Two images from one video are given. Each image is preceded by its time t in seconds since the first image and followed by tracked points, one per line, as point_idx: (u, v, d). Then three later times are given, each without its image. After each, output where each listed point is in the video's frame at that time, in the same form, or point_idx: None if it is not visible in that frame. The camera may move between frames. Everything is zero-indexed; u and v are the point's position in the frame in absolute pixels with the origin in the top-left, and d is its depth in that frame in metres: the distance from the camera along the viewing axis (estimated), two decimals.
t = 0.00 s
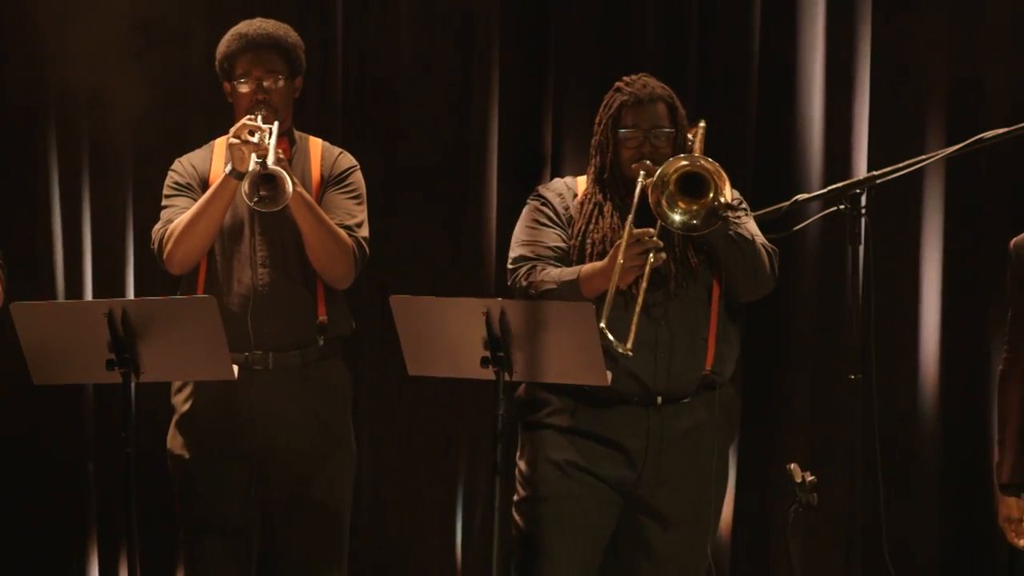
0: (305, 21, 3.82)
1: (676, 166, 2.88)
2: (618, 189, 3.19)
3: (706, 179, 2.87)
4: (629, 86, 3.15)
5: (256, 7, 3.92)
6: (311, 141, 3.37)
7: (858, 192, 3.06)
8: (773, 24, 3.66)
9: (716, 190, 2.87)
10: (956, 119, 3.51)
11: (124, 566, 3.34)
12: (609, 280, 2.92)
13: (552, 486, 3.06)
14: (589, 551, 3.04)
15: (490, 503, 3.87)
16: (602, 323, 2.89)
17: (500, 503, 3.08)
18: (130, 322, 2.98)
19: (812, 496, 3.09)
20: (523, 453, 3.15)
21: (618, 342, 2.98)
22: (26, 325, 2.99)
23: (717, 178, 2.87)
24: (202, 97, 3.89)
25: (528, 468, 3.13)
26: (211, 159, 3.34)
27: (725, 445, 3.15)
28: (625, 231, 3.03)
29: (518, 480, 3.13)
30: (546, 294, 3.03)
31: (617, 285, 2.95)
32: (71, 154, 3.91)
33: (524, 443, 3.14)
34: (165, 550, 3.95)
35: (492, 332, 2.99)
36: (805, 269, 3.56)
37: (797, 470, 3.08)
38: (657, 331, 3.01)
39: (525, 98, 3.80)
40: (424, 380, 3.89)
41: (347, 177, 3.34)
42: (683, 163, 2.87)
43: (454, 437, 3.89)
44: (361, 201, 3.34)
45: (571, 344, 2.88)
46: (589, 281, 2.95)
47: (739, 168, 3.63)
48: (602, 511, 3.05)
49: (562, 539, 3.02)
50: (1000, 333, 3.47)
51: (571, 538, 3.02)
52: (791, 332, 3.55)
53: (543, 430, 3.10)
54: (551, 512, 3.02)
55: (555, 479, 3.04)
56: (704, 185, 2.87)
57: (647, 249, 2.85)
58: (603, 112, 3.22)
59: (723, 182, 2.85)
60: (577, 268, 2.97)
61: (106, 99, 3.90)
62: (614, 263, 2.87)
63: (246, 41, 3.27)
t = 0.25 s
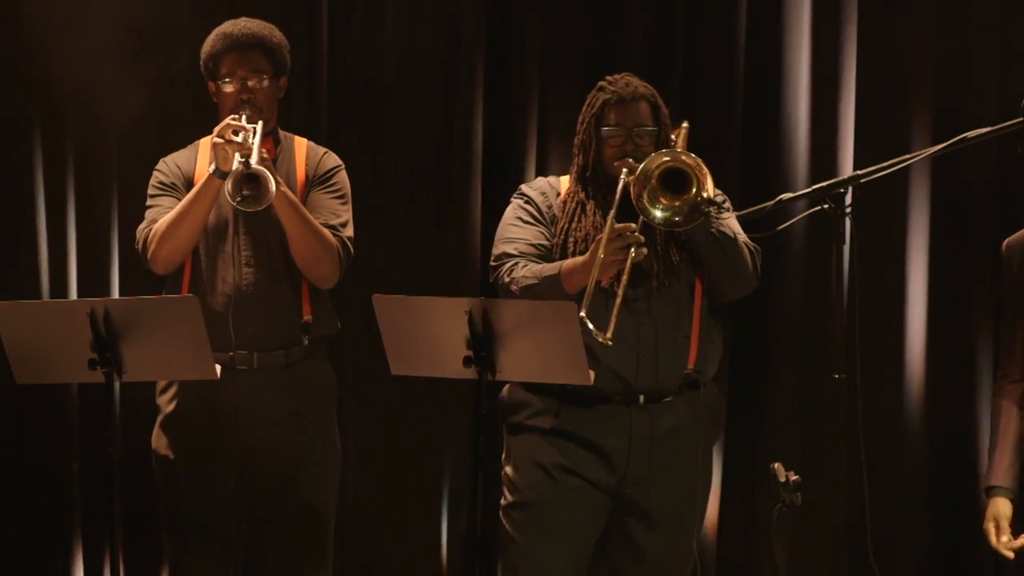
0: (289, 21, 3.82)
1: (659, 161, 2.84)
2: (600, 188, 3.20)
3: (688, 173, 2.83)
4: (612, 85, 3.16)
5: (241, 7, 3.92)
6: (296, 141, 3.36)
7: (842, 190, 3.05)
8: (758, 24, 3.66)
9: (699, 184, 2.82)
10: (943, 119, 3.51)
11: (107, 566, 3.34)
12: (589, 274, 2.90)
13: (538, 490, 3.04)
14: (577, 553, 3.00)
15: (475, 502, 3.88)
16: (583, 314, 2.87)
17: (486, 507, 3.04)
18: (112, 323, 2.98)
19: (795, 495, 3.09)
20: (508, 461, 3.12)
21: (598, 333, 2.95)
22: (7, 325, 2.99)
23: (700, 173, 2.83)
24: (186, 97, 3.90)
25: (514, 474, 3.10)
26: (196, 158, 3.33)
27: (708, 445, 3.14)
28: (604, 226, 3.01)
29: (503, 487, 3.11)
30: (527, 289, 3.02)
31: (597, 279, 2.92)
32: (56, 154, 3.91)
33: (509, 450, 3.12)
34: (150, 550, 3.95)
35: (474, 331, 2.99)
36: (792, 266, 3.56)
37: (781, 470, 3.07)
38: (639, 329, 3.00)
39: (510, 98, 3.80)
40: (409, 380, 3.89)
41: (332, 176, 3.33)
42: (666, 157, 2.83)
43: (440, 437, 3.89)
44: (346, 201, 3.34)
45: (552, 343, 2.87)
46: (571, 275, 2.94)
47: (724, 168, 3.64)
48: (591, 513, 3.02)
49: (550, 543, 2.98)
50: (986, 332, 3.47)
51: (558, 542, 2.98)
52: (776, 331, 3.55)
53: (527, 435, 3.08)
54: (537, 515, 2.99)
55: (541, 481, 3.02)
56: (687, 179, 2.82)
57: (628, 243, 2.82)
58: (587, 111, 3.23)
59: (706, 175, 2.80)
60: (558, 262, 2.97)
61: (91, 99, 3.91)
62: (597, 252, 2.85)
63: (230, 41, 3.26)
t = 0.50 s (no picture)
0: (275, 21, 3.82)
1: (643, 168, 2.88)
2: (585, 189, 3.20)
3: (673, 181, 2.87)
4: (597, 86, 3.16)
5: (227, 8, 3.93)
6: (281, 142, 3.37)
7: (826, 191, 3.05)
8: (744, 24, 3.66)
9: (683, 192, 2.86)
10: (930, 118, 3.50)
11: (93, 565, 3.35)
12: (575, 278, 2.92)
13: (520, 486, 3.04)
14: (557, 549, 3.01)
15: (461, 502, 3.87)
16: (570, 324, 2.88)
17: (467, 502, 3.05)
18: (96, 322, 2.98)
19: (780, 495, 3.08)
20: (491, 454, 3.12)
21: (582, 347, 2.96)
22: None
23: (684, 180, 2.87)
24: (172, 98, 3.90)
25: (496, 468, 3.11)
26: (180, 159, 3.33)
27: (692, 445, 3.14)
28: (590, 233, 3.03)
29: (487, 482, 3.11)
30: (512, 294, 3.03)
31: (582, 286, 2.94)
32: (43, 154, 3.93)
33: (492, 444, 3.12)
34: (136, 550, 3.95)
35: (458, 332, 2.98)
36: (778, 266, 3.56)
37: (765, 470, 3.06)
38: (623, 331, 3.00)
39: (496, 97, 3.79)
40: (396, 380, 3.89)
41: (316, 177, 3.34)
42: (650, 165, 2.86)
43: (426, 437, 3.89)
44: (331, 201, 3.34)
45: (536, 343, 2.87)
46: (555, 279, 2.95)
47: (711, 167, 3.64)
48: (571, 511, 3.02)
49: (531, 539, 2.99)
50: (973, 333, 3.46)
51: (539, 538, 2.99)
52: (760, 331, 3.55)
53: (511, 430, 3.08)
54: (519, 511, 3.00)
55: (522, 477, 3.02)
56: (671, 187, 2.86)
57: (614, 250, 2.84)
58: (572, 111, 3.22)
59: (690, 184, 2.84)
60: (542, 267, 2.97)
61: (77, 100, 3.91)
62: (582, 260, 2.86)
63: (214, 43, 3.25)
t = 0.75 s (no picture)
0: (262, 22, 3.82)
1: (628, 176, 2.86)
2: (570, 191, 3.20)
3: (658, 188, 2.85)
4: (583, 89, 3.15)
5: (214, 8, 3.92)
6: (266, 143, 3.37)
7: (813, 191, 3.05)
8: (732, 24, 3.65)
9: (668, 199, 2.85)
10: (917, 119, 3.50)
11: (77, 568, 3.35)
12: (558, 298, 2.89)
13: (504, 490, 3.03)
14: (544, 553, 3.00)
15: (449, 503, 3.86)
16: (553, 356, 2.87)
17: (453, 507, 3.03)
18: (79, 324, 2.98)
19: (766, 496, 3.07)
20: (476, 461, 3.11)
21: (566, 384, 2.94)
22: None
23: (670, 188, 2.85)
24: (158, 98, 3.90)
25: (481, 474, 3.09)
26: (166, 161, 3.33)
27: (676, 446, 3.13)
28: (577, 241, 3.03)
29: (471, 487, 3.09)
30: (499, 298, 3.01)
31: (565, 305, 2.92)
32: (29, 155, 3.93)
33: (476, 450, 3.11)
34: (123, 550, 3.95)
35: (442, 334, 2.98)
36: (766, 268, 3.55)
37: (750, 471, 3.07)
38: (607, 334, 2.99)
39: (482, 98, 3.78)
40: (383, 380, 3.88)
41: (302, 178, 3.33)
42: (635, 173, 2.85)
43: (414, 437, 3.88)
44: (316, 203, 3.34)
45: (519, 347, 2.88)
46: (538, 294, 2.93)
47: (697, 169, 3.63)
48: (556, 514, 3.01)
49: (515, 543, 2.97)
50: (960, 334, 3.46)
51: (524, 542, 2.98)
52: (747, 333, 3.55)
53: (494, 435, 3.07)
54: (502, 515, 2.99)
55: (507, 482, 3.01)
56: (656, 195, 2.84)
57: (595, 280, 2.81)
58: (556, 113, 3.22)
59: (675, 191, 2.82)
60: (528, 279, 2.95)
61: (64, 101, 3.91)
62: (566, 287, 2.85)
63: (199, 44, 3.24)
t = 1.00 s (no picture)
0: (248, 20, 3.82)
1: (612, 167, 2.86)
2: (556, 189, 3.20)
3: (642, 179, 2.85)
4: (566, 86, 3.16)
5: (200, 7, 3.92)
6: (251, 142, 3.37)
7: (800, 189, 3.07)
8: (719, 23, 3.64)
9: (653, 189, 2.85)
10: (904, 117, 3.51)
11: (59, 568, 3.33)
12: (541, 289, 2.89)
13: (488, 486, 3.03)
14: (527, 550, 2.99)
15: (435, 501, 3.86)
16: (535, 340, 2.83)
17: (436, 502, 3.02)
18: (63, 323, 2.98)
19: (750, 494, 3.08)
20: (459, 456, 3.11)
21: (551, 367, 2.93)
22: None
23: (654, 179, 2.85)
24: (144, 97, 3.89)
25: (465, 469, 3.09)
26: (150, 160, 3.32)
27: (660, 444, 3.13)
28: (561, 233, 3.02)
29: (455, 483, 3.08)
30: (483, 290, 3.00)
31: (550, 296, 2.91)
32: (15, 154, 3.93)
33: (460, 445, 3.10)
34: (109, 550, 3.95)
35: (425, 332, 2.98)
36: (754, 266, 3.55)
37: (735, 469, 3.07)
38: (593, 330, 2.98)
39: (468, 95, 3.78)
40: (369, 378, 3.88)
41: (287, 177, 3.33)
42: (619, 163, 2.85)
43: (400, 436, 3.87)
44: (301, 201, 3.34)
45: (502, 344, 2.87)
46: (522, 285, 2.92)
47: (683, 167, 3.62)
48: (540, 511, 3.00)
49: (500, 540, 2.97)
50: (947, 331, 3.46)
51: (509, 538, 2.97)
52: (734, 331, 3.54)
53: (479, 431, 3.06)
54: (487, 512, 2.98)
55: (491, 477, 3.00)
56: (641, 185, 2.84)
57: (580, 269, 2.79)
58: (540, 112, 3.23)
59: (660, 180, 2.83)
60: (512, 271, 2.95)
61: (49, 100, 3.91)
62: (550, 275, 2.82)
63: (183, 43, 3.24)
